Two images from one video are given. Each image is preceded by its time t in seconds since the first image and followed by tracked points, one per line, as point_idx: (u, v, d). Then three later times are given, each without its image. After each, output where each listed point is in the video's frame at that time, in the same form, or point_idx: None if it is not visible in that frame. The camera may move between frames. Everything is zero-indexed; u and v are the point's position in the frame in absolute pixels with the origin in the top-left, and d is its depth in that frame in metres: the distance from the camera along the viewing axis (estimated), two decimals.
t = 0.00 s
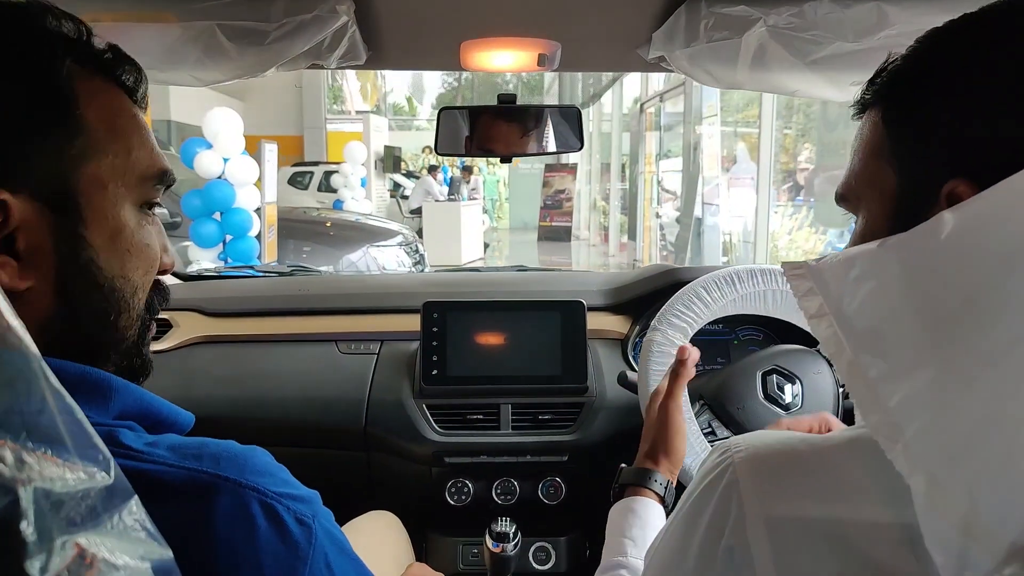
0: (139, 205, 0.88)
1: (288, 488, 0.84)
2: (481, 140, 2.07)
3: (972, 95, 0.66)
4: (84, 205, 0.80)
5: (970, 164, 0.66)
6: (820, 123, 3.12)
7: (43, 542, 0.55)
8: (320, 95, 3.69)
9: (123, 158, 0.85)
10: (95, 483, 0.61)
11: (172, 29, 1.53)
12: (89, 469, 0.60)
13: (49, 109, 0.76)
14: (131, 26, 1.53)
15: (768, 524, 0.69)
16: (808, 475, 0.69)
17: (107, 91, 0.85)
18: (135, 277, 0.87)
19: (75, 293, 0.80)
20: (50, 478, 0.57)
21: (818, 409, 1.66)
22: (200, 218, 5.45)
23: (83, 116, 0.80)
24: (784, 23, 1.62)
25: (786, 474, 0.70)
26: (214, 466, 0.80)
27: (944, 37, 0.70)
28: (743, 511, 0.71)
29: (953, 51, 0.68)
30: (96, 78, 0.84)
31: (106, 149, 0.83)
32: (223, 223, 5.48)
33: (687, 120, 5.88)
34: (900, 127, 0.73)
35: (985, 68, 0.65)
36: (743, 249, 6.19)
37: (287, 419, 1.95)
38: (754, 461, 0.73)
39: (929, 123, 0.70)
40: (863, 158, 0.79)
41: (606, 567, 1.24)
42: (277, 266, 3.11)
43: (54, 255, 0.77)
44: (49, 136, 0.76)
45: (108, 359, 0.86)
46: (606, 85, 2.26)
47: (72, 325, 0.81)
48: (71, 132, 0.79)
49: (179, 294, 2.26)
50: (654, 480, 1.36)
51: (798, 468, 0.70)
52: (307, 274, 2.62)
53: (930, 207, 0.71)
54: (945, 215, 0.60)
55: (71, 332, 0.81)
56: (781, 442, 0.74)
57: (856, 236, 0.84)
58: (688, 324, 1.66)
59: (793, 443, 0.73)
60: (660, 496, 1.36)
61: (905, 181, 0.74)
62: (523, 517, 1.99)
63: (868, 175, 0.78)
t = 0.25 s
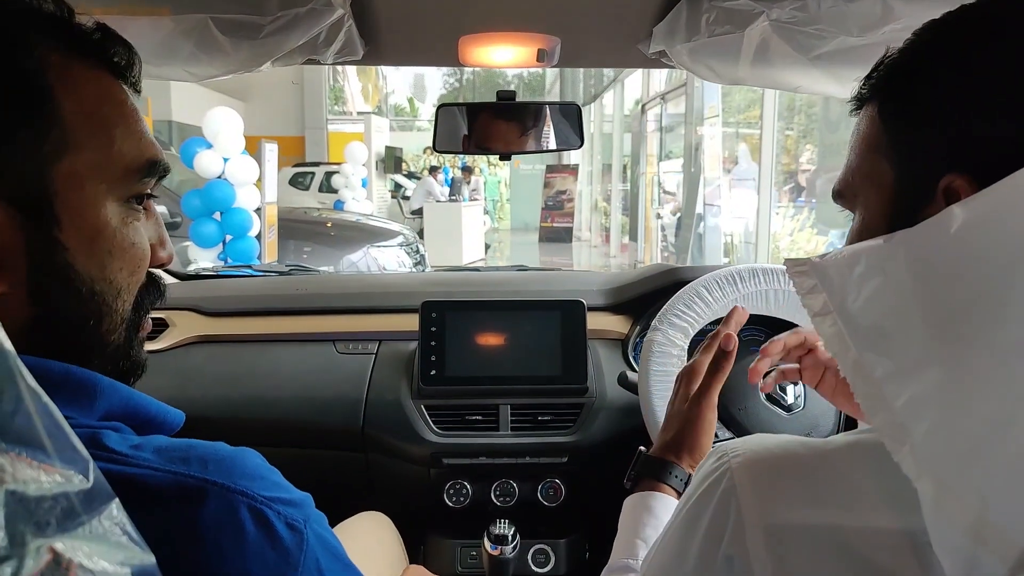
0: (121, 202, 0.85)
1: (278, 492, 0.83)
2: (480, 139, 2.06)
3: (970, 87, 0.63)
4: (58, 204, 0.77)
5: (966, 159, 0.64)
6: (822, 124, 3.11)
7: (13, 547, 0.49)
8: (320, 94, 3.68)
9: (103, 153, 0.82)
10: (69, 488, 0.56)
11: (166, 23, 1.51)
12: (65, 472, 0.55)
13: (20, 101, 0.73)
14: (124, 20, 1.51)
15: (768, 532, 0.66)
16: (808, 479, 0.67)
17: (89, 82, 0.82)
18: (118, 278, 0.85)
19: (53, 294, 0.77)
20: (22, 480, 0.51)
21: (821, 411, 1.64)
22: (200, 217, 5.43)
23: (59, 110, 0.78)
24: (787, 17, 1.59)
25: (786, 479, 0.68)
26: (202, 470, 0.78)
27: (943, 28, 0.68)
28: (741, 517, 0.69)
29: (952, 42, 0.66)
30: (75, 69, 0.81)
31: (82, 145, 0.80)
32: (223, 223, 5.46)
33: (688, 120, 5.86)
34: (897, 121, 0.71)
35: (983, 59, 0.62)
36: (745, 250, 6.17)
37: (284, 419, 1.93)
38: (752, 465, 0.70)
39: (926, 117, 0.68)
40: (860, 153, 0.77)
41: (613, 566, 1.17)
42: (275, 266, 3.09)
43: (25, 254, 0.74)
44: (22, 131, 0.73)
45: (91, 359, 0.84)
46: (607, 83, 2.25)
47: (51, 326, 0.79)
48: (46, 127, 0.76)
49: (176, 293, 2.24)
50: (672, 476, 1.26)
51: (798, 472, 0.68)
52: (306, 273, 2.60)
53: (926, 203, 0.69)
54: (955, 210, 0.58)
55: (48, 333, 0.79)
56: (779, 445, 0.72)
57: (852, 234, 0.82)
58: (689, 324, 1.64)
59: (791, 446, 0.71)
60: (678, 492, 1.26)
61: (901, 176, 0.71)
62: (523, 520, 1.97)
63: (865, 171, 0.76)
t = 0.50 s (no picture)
0: (122, 212, 0.85)
1: (280, 499, 0.83)
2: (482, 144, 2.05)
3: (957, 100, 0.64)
4: (60, 213, 0.77)
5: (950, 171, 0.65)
6: (826, 126, 3.10)
7: (17, 557, 0.49)
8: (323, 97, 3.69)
9: (106, 164, 0.83)
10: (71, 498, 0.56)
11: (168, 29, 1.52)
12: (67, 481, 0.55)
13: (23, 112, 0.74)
14: (128, 26, 1.51)
15: (765, 541, 0.67)
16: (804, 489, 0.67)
17: (92, 93, 0.83)
18: (120, 289, 0.85)
19: (56, 305, 0.78)
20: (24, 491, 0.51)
21: (823, 417, 1.63)
22: (203, 220, 5.45)
23: (62, 120, 0.78)
24: (789, 22, 1.58)
25: (781, 488, 0.68)
26: (202, 477, 0.78)
27: (937, 39, 0.68)
28: (736, 527, 0.69)
29: (942, 54, 0.67)
30: (79, 80, 0.82)
31: (85, 154, 0.80)
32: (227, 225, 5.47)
33: (691, 123, 5.86)
34: (892, 131, 0.72)
35: (968, 72, 0.63)
36: (748, 252, 6.17)
37: (286, 423, 1.93)
38: (748, 474, 0.71)
39: (917, 128, 0.69)
40: (863, 159, 0.79)
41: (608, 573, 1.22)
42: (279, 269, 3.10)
43: (27, 265, 0.74)
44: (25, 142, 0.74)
45: (92, 368, 0.84)
46: (608, 86, 2.25)
47: (54, 336, 0.79)
48: (49, 137, 0.76)
49: (179, 296, 2.25)
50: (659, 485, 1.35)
51: (795, 481, 0.68)
52: (309, 276, 2.61)
53: (920, 212, 0.70)
54: (956, 221, 0.58)
55: (52, 343, 0.79)
56: (777, 454, 0.72)
57: (856, 238, 0.84)
58: (691, 329, 1.64)
59: (789, 455, 0.71)
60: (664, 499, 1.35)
61: (895, 186, 0.73)
62: (525, 524, 1.96)
63: (867, 178, 0.78)
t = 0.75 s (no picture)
0: (138, 217, 0.87)
1: (289, 498, 0.84)
2: (488, 147, 2.03)
3: (945, 108, 0.66)
4: (76, 218, 0.79)
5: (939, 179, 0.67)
6: (830, 129, 3.11)
7: (37, 554, 0.49)
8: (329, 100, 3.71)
9: (121, 168, 0.84)
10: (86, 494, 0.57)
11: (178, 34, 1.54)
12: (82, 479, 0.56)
13: (39, 118, 0.75)
14: (137, 31, 1.53)
15: (763, 539, 0.68)
16: (803, 488, 0.68)
17: (108, 99, 0.85)
18: (133, 292, 0.86)
19: (71, 307, 0.79)
20: (43, 488, 0.52)
21: (829, 419, 1.63)
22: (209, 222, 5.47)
23: (79, 126, 0.80)
24: (794, 26, 1.59)
25: (779, 487, 0.69)
26: (213, 476, 0.79)
27: (924, 47, 0.70)
28: (735, 529, 0.70)
29: (929, 62, 0.68)
30: (96, 87, 0.83)
31: (101, 161, 0.82)
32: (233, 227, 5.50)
33: (696, 125, 5.88)
34: (880, 138, 0.74)
35: (955, 81, 0.65)
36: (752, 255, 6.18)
37: (293, 425, 1.94)
38: (745, 473, 0.71)
39: (904, 135, 0.70)
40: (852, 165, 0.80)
41: (605, 574, 1.24)
42: (285, 271, 3.12)
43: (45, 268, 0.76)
44: (40, 147, 0.75)
45: (105, 370, 0.86)
46: (614, 90, 2.26)
47: (69, 338, 0.80)
48: (65, 143, 0.78)
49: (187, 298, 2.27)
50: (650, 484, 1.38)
51: (796, 482, 0.69)
52: (315, 279, 2.63)
53: (904, 217, 0.73)
54: (958, 222, 0.59)
55: (68, 344, 0.81)
56: (777, 454, 0.72)
57: (848, 242, 0.85)
58: (696, 332, 1.64)
59: (789, 454, 0.71)
60: (659, 497, 1.38)
61: (884, 192, 0.75)
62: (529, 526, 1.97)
63: (857, 184, 0.79)
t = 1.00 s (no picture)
0: (150, 219, 0.89)
1: (297, 495, 0.86)
2: (488, 148, 2.09)
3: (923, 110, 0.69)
4: (91, 221, 0.80)
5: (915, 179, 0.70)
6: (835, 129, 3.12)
7: (57, 545, 0.51)
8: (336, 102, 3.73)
9: (134, 172, 0.86)
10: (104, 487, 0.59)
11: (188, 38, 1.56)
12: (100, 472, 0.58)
13: (53, 122, 0.77)
14: (147, 35, 1.55)
15: (756, 540, 0.68)
16: (799, 486, 0.69)
17: (122, 104, 0.86)
18: (146, 292, 0.88)
19: (84, 307, 0.81)
20: (63, 482, 0.54)
21: (834, 419, 1.63)
22: (216, 224, 5.50)
23: (92, 130, 0.82)
24: (797, 29, 1.59)
25: (773, 485, 0.70)
26: (224, 473, 0.81)
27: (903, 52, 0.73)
28: (729, 524, 0.71)
29: (909, 67, 0.72)
30: (109, 91, 0.85)
31: (115, 164, 0.84)
32: (239, 229, 5.53)
33: (701, 127, 5.89)
34: (872, 141, 0.76)
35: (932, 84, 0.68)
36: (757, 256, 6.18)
37: (300, 425, 1.96)
38: (739, 472, 0.73)
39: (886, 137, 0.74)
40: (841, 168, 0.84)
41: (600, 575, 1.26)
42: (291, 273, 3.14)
43: (58, 269, 0.78)
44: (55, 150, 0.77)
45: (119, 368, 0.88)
46: (619, 92, 2.27)
47: (83, 337, 0.82)
48: (78, 146, 0.80)
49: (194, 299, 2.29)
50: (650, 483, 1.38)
51: (786, 479, 0.70)
52: (322, 280, 2.64)
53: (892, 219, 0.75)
54: (957, 224, 0.59)
55: (82, 342, 0.82)
56: (771, 454, 0.73)
57: (840, 243, 0.88)
58: (700, 333, 1.65)
59: (784, 453, 0.73)
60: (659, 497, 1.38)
61: (869, 194, 0.78)
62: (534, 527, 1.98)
63: (844, 186, 0.83)
